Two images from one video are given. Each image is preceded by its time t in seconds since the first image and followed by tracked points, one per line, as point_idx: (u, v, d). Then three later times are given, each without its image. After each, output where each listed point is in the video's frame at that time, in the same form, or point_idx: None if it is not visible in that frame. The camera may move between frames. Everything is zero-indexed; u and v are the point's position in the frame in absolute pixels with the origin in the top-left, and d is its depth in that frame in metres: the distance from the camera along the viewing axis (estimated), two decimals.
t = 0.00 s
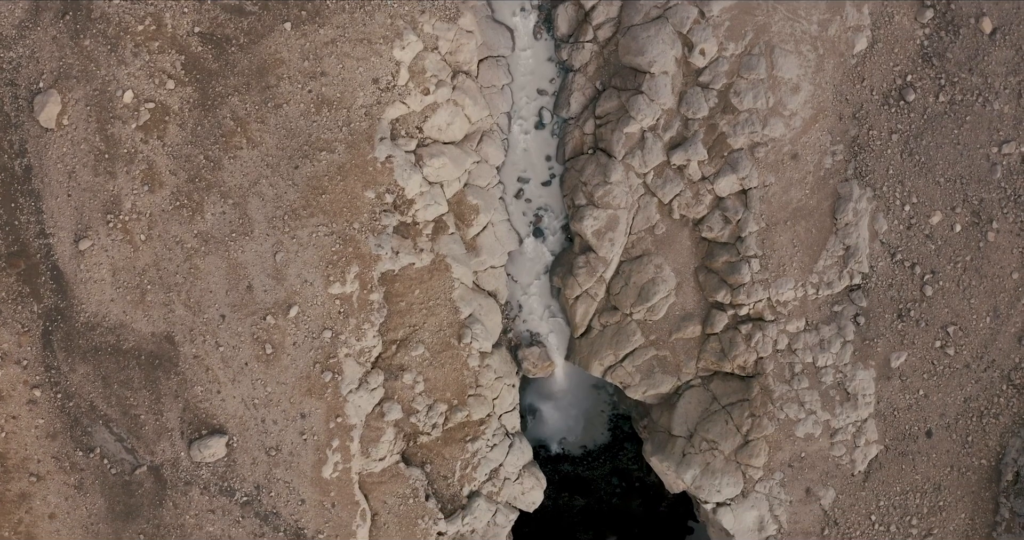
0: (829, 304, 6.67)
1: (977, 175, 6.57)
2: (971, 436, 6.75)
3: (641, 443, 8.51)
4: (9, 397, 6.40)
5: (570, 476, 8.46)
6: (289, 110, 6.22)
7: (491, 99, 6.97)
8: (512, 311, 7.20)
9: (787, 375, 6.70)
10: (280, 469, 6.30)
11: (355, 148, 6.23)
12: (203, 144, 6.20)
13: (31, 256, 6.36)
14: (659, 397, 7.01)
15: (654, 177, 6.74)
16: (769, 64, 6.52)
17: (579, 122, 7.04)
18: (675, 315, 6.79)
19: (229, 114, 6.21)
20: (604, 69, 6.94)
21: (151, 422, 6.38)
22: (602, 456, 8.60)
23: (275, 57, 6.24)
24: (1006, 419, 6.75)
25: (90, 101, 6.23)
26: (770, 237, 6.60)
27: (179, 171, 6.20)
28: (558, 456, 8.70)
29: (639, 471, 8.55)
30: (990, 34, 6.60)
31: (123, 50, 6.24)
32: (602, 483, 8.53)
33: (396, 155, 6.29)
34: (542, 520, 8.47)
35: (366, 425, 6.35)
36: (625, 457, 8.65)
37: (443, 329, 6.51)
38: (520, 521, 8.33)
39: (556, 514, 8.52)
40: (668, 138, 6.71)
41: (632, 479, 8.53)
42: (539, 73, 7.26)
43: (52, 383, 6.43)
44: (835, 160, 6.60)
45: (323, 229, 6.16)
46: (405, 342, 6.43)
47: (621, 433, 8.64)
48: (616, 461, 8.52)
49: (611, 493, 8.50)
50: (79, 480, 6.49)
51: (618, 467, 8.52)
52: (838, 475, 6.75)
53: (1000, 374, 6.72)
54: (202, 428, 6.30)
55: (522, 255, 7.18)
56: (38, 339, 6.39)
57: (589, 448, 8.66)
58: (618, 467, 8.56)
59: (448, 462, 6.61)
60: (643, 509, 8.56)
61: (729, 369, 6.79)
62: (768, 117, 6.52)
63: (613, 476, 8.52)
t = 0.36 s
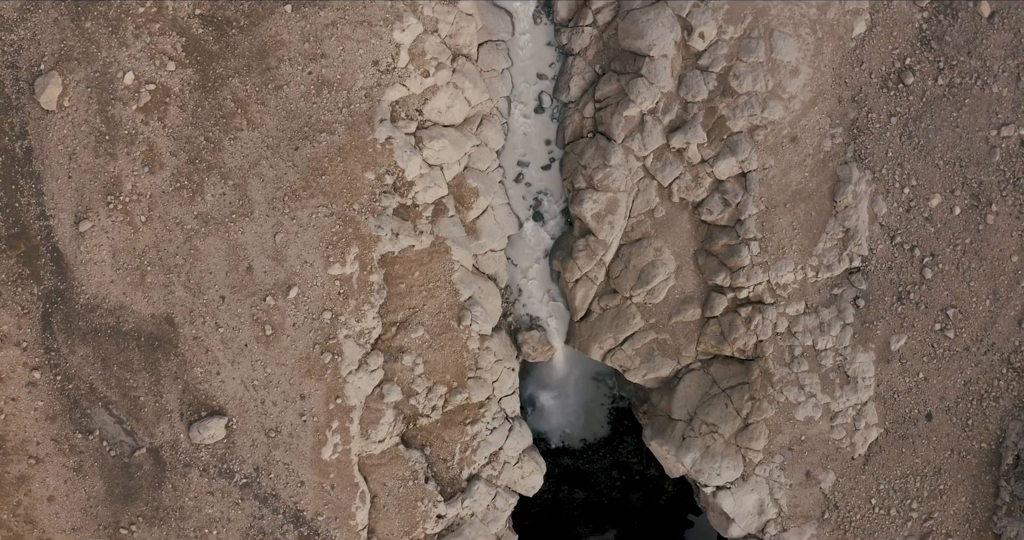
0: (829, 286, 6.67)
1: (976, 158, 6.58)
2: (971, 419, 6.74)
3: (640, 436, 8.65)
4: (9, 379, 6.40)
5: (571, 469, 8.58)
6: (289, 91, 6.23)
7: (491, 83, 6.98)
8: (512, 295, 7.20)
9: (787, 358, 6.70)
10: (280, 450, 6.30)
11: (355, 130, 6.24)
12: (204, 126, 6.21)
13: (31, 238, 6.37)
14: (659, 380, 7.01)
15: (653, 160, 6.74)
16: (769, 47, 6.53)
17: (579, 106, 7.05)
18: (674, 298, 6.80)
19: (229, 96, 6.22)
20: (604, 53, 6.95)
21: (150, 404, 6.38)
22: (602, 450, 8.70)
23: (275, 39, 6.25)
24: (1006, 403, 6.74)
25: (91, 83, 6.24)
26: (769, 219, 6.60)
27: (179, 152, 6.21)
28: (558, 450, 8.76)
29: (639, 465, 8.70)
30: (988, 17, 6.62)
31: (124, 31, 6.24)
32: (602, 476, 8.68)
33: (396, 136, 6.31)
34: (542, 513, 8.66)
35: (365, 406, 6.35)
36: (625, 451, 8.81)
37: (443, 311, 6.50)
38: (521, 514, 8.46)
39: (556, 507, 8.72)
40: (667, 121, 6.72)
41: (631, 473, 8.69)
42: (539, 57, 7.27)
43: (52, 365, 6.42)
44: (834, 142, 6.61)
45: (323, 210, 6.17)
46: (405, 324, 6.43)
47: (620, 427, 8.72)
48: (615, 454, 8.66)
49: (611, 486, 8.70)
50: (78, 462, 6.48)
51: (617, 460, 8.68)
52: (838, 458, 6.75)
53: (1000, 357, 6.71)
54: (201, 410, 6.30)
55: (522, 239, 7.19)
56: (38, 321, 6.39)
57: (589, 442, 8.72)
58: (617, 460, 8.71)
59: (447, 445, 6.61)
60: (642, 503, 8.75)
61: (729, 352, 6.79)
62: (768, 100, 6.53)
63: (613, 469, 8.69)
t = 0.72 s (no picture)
0: (828, 267, 6.67)
1: (974, 138, 6.60)
2: (971, 401, 6.74)
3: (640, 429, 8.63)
4: (8, 359, 6.39)
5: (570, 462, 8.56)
6: (290, 71, 6.24)
7: (491, 65, 7.00)
8: (511, 277, 7.19)
9: (787, 339, 6.70)
10: (279, 430, 6.29)
11: (355, 109, 6.26)
12: (204, 105, 6.22)
13: (31, 218, 6.38)
14: (659, 362, 7.01)
15: (653, 141, 6.75)
16: (767, 29, 6.55)
17: (578, 88, 7.06)
18: (674, 279, 6.80)
19: (230, 76, 6.23)
20: (603, 35, 6.97)
21: (149, 384, 6.37)
22: (601, 442, 8.71)
23: (275, 19, 6.26)
24: (1007, 384, 6.74)
25: (92, 63, 6.25)
26: (768, 200, 6.61)
27: (180, 131, 6.23)
28: (558, 443, 8.75)
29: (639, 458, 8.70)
30: None
31: (125, 11, 6.26)
32: (602, 470, 8.66)
33: (396, 116, 6.32)
34: (543, 506, 8.65)
35: (365, 385, 6.35)
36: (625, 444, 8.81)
37: (442, 291, 6.50)
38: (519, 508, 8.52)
39: (556, 499, 8.70)
40: (666, 102, 6.73)
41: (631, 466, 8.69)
42: (539, 40, 7.29)
43: (51, 345, 6.42)
44: (833, 123, 6.62)
45: (323, 189, 6.18)
46: (405, 303, 6.43)
47: (620, 420, 8.71)
48: (614, 447, 8.64)
49: (611, 479, 8.67)
50: (78, 443, 6.47)
51: (617, 453, 8.65)
52: (837, 440, 6.74)
53: (1000, 338, 6.71)
54: (201, 389, 6.30)
55: (522, 221, 7.19)
56: (38, 301, 6.40)
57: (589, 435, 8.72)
58: (617, 453, 8.69)
59: (447, 426, 6.61)
60: (642, 495, 8.74)
61: (728, 333, 6.79)
62: (767, 81, 6.55)
63: (612, 461, 8.67)
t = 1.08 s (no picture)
0: (827, 245, 6.68)
1: (973, 116, 6.61)
2: (971, 379, 6.74)
3: (639, 420, 8.72)
4: (7, 335, 6.39)
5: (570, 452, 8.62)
6: (290, 47, 6.25)
7: (490, 44, 7.03)
8: (510, 256, 7.18)
9: (786, 317, 6.70)
10: (279, 406, 6.29)
11: (355, 85, 6.28)
12: (205, 81, 6.24)
13: (32, 194, 6.39)
14: (659, 341, 7.01)
15: (652, 119, 6.76)
16: (766, 7, 6.57)
17: (577, 67, 7.08)
18: (673, 257, 6.80)
19: (230, 52, 6.24)
20: (602, 15, 7.00)
21: (148, 359, 6.37)
22: (601, 433, 8.78)
23: None
24: (1007, 361, 6.74)
25: (93, 39, 6.27)
26: (768, 178, 6.63)
27: (180, 107, 6.24)
28: (557, 433, 8.80)
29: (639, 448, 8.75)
30: None
31: None
32: (602, 460, 8.76)
33: (396, 92, 6.33)
34: (542, 496, 8.66)
35: (364, 361, 6.35)
36: (625, 434, 8.87)
37: (442, 268, 6.50)
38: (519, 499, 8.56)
39: (556, 490, 8.70)
40: (666, 80, 6.74)
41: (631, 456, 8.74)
42: (538, 20, 7.30)
43: (51, 321, 6.43)
44: (832, 101, 6.64)
45: (323, 164, 6.20)
46: (404, 280, 6.43)
47: (620, 410, 8.79)
48: (614, 437, 8.74)
49: (610, 469, 8.74)
50: (77, 419, 6.47)
51: (616, 443, 8.74)
52: (837, 418, 6.74)
53: (999, 316, 6.71)
54: (200, 365, 6.30)
55: (521, 200, 7.19)
56: (38, 278, 6.40)
57: (588, 425, 8.76)
58: (616, 444, 8.77)
59: (447, 403, 6.61)
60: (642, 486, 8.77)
61: (728, 311, 6.79)
62: (766, 59, 6.56)
63: (612, 452, 8.74)
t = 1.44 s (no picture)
0: (827, 224, 6.68)
1: (972, 95, 6.63)
2: (971, 358, 6.73)
3: (639, 411, 8.88)
4: (6, 313, 6.39)
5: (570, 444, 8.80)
6: (290, 25, 6.26)
7: (490, 25, 7.03)
8: (509, 237, 7.16)
9: (785, 296, 6.70)
10: (278, 383, 6.28)
11: (355, 63, 6.29)
12: (205, 59, 6.24)
13: (32, 172, 6.40)
14: (658, 321, 7.01)
15: (651, 99, 6.77)
16: None
17: (577, 47, 7.08)
18: (672, 237, 6.81)
19: (230, 30, 6.24)
20: None
21: (148, 337, 6.37)
22: (601, 425, 8.92)
23: None
24: (1006, 340, 6.73)
25: (93, 17, 6.28)
26: (766, 157, 6.63)
27: (180, 85, 6.25)
28: (558, 425, 8.97)
29: (639, 440, 8.93)
30: None
31: None
32: (601, 452, 8.92)
33: (395, 70, 6.35)
34: (542, 488, 8.91)
35: (364, 338, 6.34)
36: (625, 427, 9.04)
37: (441, 246, 6.51)
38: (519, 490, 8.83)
39: (556, 481, 8.91)
40: (665, 60, 6.74)
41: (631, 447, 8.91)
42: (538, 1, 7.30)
43: (50, 299, 6.42)
44: (831, 80, 6.65)
45: (322, 141, 6.21)
46: (404, 258, 6.44)
47: (619, 402, 8.93)
48: (614, 429, 8.88)
49: (609, 461, 8.90)
50: (76, 397, 6.46)
51: (616, 435, 8.88)
52: (837, 397, 6.73)
53: (999, 296, 6.71)
54: (199, 342, 6.29)
55: (521, 180, 7.18)
56: (38, 255, 6.40)
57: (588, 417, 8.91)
58: (616, 436, 8.93)
59: (446, 382, 6.61)
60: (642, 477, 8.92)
61: (727, 291, 6.80)
62: (765, 38, 6.57)
63: (612, 444, 8.90)
